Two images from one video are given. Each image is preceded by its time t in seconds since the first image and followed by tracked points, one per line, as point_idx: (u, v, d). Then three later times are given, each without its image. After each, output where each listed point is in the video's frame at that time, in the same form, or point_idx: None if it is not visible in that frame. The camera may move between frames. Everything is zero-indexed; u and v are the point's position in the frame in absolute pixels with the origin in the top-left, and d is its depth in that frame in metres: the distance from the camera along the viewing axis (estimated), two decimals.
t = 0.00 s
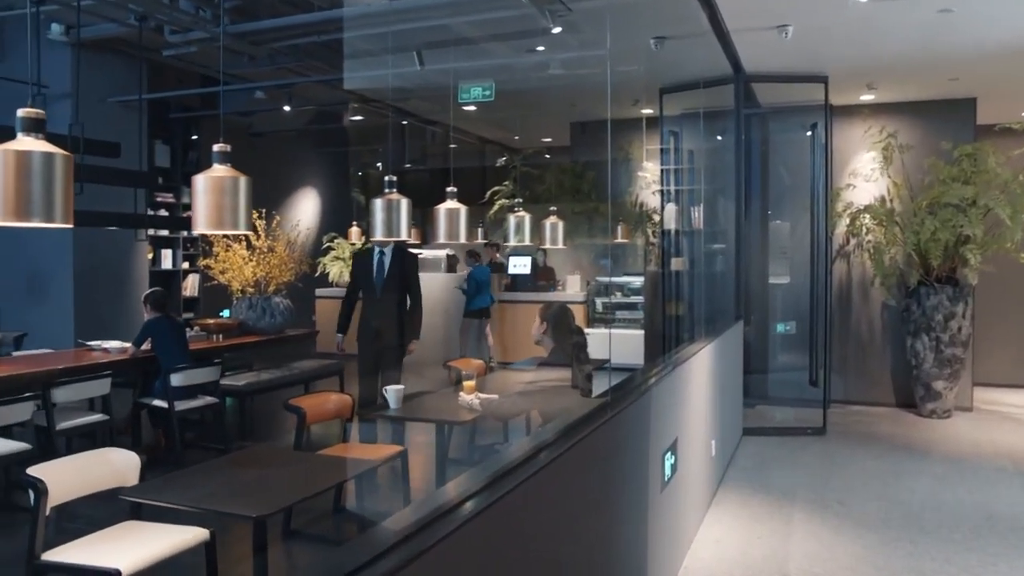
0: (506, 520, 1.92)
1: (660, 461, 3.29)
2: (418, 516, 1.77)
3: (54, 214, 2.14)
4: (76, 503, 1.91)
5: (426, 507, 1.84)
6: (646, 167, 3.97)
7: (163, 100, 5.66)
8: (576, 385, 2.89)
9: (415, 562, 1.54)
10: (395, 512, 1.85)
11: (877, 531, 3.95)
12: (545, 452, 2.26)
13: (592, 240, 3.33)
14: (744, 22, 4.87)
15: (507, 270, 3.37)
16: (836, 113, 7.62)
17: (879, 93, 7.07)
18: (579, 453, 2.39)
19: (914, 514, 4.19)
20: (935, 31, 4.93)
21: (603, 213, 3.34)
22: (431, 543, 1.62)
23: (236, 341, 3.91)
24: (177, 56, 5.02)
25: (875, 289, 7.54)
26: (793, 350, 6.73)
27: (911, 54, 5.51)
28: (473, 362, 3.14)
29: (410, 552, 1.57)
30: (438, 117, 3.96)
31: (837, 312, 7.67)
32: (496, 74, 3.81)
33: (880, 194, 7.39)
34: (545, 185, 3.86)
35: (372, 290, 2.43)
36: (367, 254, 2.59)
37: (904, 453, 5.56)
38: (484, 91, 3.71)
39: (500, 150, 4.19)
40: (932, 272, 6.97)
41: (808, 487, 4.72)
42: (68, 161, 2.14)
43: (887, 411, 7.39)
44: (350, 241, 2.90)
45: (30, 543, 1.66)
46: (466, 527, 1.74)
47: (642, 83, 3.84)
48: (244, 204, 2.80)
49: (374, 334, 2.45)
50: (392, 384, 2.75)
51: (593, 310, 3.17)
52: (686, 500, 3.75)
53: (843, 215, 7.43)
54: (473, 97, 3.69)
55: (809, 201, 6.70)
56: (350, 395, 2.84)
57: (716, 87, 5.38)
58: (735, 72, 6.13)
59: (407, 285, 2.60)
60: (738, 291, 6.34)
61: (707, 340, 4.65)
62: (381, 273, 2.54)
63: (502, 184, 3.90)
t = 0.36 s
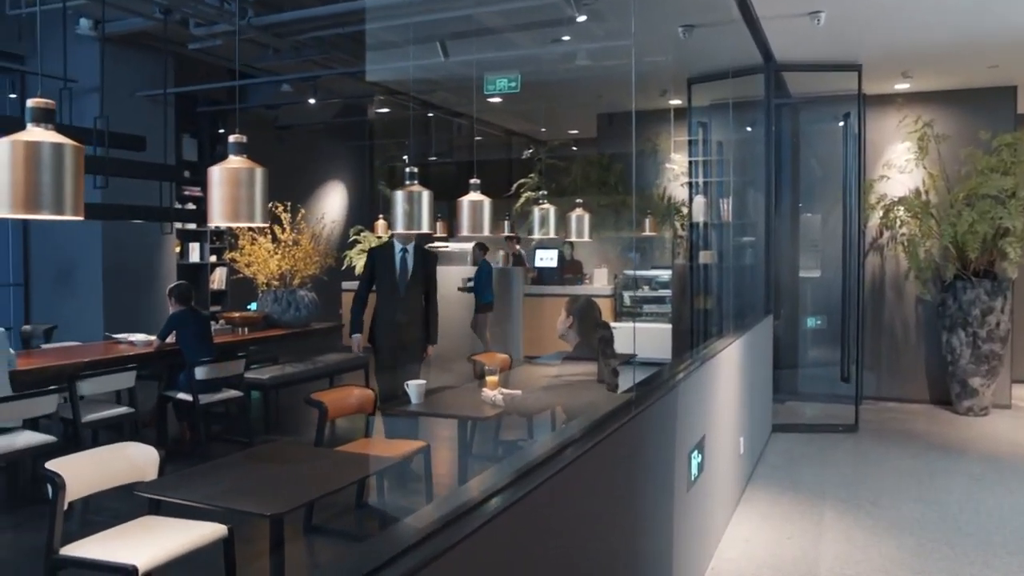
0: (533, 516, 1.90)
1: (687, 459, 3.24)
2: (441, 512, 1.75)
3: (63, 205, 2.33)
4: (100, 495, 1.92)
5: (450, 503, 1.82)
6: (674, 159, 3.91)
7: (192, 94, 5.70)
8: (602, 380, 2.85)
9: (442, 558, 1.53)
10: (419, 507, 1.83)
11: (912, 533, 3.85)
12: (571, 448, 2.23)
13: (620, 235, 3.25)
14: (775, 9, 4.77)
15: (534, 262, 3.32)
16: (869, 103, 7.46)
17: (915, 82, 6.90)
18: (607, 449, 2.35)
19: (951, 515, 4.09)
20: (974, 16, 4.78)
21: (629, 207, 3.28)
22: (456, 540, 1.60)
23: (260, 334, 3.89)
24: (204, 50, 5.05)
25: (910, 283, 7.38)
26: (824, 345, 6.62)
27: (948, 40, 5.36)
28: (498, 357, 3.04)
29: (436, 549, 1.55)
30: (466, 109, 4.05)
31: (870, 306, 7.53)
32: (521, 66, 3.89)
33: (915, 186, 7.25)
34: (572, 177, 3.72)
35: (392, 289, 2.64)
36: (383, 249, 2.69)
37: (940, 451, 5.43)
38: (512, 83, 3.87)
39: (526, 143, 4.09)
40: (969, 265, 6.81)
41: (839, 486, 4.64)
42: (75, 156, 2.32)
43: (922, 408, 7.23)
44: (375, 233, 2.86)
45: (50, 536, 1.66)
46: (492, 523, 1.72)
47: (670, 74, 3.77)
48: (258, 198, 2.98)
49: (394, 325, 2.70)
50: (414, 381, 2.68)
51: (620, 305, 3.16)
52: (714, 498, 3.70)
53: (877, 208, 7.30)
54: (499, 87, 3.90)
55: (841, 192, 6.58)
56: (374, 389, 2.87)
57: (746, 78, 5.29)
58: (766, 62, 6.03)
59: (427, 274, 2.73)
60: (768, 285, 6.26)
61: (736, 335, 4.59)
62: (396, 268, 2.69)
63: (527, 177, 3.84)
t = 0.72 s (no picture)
0: (557, 514, 1.88)
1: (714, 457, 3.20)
2: (463, 509, 1.73)
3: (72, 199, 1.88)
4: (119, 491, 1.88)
5: (472, 499, 1.80)
6: (701, 150, 3.84)
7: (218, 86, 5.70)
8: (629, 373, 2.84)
9: (465, 556, 1.51)
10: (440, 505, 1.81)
11: (945, 535, 3.77)
12: (597, 445, 2.21)
13: (646, 228, 3.17)
14: None
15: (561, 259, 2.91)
16: (903, 93, 7.31)
17: (952, 70, 6.73)
18: (632, 446, 2.33)
19: (986, 516, 4.00)
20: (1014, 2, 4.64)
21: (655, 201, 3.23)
22: (478, 538, 1.58)
23: (281, 328, 3.76)
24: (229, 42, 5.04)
25: (944, 278, 7.23)
26: (854, 340, 6.50)
27: (987, 27, 5.21)
28: (521, 352, 2.71)
29: (457, 547, 1.53)
30: (489, 101, 3.47)
31: (903, 301, 7.38)
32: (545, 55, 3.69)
33: (950, 177, 7.10)
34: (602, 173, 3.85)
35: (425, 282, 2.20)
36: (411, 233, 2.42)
37: (975, 450, 5.31)
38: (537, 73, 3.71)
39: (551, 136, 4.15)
40: (1006, 259, 6.66)
41: (870, 485, 4.56)
42: (86, 145, 1.95)
43: (957, 406, 7.08)
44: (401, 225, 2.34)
45: (66, 529, 1.61)
46: (515, 521, 1.70)
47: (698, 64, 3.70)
48: (273, 189, 2.92)
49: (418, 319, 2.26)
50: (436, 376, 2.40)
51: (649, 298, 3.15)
52: (741, 496, 3.64)
53: (911, 200, 7.16)
54: (524, 80, 3.19)
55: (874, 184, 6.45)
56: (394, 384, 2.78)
57: (776, 67, 5.19)
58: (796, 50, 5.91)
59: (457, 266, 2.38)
60: (798, 279, 6.16)
61: (764, 330, 4.51)
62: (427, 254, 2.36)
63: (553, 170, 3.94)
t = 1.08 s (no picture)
0: (574, 514, 1.86)
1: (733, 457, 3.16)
2: (480, 507, 1.72)
3: (68, 191, 2.16)
4: (135, 487, 1.89)
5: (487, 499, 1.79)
6: (722, 144, 3.77)
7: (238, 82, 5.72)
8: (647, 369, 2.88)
9: (481, 557, 1.50)
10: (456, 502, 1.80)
11: (973, 538, 3.70)
12: (615, 445, 2.18)
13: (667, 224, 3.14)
14: None
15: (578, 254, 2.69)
16: (930, 84, 7.16)
17: (980, 61, 6.59)
18: (650, 445, 2.30)
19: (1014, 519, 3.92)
20: None
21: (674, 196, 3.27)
22: (495, 538, 1.56)
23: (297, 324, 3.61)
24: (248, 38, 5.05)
25: (972, 273, 7.10)
26: (878, 337, 6.41)
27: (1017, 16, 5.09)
28: (540, 347, 2.53)
29: (473, 548, 1.52)
30: (508, 95, 2.91)
31: (929, 297, 7.25)
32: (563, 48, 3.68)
33: (979, 170, 6.97)
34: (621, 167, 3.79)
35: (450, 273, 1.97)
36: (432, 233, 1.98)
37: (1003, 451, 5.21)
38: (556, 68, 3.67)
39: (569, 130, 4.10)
40: None
41: (894, 485, 4.48)
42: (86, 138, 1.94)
43: (985, 404, 6.95)
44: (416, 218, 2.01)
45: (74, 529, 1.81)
46: (531, 522, 1.68)
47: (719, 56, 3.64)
48: (279, 180, 2.92)
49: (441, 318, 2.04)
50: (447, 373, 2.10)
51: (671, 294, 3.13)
52: (762, 497, 3.60)
53: (938, 193, 7.04)
54: (542, 73, 2.99)
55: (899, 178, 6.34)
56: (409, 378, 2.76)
57: (798, 60, 5.11)
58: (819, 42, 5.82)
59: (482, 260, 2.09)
60: (821, 275, 6.08)
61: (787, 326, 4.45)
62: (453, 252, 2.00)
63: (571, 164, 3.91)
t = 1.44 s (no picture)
0: (590, 512, 1.80)
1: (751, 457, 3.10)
2: (493, 506, 1.66)
3: (65, 184, 1.82)
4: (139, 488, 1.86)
5: (501, 496, 1.73)
6: (743, 136, 3.70)
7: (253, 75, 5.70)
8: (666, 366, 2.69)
9: (495, 554, 1.44)
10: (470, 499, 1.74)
11: (1000, 541, 3.60)
12: (635, 440, 2.12)
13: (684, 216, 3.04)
14: None
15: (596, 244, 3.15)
16: (957, 74, 7.02)
17: (1009, 49, 6.44)
18: (670, 442, 2.24)
19: None
20: None
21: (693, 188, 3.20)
22: (510, 535, 1.50)
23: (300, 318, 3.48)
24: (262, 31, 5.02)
25: (999, 268, 6.96)
26: (901, 332, 6.32)
27: None
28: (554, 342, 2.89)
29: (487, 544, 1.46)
30: (520, 84, 3.84)
31: (954, 293, 7.13)
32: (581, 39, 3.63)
33: (1007, 162, 6.83)
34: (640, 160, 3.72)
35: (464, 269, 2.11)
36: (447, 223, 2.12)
37: None
38: (573, 59, 3.59)
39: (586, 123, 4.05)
40: None
41: (918, 486, 4.39)
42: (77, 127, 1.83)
43: (1011, 402, 6.82)
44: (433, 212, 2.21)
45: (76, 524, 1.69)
46: (547, 519, 1.62)
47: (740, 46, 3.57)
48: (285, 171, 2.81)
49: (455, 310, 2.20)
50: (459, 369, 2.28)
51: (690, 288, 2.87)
52: (781, 497, 3.53)
53: (964, 185, 6.92)
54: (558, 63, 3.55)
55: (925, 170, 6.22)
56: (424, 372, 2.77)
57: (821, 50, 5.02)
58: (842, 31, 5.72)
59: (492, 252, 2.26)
60: (843, 270, 5.99)
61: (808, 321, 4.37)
62: (467, 245, 2.14)
63: (588, 156, 3.87)
